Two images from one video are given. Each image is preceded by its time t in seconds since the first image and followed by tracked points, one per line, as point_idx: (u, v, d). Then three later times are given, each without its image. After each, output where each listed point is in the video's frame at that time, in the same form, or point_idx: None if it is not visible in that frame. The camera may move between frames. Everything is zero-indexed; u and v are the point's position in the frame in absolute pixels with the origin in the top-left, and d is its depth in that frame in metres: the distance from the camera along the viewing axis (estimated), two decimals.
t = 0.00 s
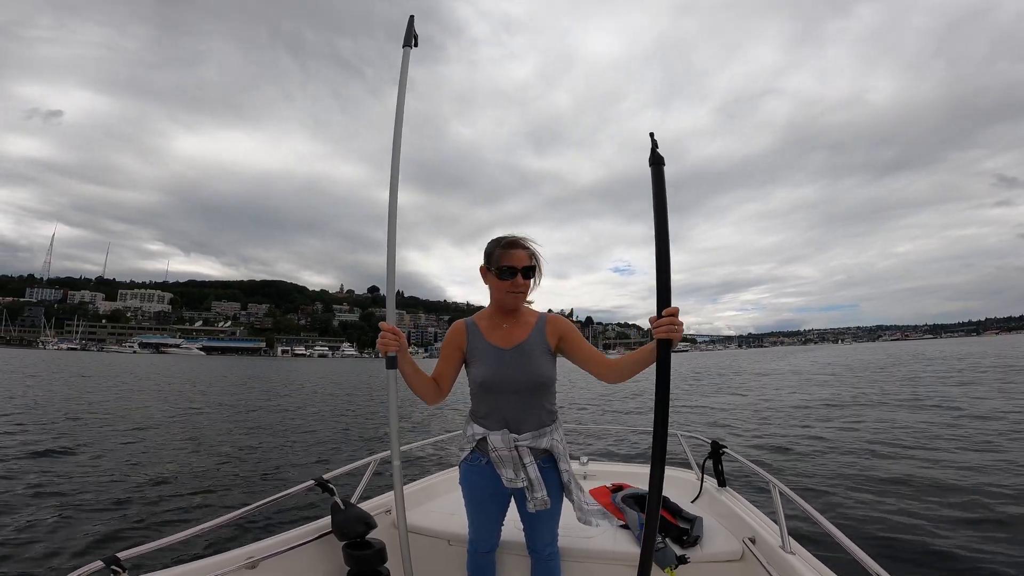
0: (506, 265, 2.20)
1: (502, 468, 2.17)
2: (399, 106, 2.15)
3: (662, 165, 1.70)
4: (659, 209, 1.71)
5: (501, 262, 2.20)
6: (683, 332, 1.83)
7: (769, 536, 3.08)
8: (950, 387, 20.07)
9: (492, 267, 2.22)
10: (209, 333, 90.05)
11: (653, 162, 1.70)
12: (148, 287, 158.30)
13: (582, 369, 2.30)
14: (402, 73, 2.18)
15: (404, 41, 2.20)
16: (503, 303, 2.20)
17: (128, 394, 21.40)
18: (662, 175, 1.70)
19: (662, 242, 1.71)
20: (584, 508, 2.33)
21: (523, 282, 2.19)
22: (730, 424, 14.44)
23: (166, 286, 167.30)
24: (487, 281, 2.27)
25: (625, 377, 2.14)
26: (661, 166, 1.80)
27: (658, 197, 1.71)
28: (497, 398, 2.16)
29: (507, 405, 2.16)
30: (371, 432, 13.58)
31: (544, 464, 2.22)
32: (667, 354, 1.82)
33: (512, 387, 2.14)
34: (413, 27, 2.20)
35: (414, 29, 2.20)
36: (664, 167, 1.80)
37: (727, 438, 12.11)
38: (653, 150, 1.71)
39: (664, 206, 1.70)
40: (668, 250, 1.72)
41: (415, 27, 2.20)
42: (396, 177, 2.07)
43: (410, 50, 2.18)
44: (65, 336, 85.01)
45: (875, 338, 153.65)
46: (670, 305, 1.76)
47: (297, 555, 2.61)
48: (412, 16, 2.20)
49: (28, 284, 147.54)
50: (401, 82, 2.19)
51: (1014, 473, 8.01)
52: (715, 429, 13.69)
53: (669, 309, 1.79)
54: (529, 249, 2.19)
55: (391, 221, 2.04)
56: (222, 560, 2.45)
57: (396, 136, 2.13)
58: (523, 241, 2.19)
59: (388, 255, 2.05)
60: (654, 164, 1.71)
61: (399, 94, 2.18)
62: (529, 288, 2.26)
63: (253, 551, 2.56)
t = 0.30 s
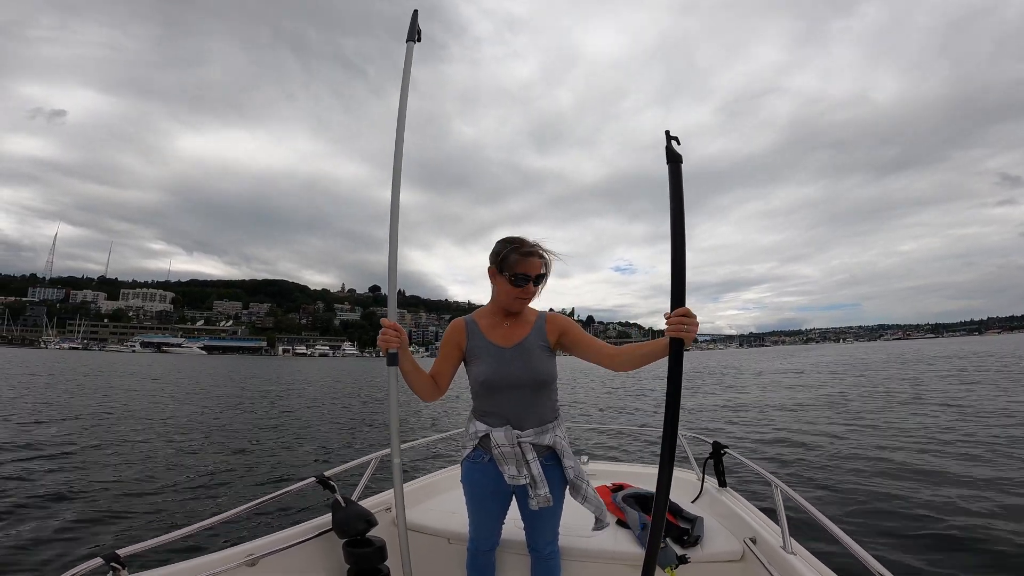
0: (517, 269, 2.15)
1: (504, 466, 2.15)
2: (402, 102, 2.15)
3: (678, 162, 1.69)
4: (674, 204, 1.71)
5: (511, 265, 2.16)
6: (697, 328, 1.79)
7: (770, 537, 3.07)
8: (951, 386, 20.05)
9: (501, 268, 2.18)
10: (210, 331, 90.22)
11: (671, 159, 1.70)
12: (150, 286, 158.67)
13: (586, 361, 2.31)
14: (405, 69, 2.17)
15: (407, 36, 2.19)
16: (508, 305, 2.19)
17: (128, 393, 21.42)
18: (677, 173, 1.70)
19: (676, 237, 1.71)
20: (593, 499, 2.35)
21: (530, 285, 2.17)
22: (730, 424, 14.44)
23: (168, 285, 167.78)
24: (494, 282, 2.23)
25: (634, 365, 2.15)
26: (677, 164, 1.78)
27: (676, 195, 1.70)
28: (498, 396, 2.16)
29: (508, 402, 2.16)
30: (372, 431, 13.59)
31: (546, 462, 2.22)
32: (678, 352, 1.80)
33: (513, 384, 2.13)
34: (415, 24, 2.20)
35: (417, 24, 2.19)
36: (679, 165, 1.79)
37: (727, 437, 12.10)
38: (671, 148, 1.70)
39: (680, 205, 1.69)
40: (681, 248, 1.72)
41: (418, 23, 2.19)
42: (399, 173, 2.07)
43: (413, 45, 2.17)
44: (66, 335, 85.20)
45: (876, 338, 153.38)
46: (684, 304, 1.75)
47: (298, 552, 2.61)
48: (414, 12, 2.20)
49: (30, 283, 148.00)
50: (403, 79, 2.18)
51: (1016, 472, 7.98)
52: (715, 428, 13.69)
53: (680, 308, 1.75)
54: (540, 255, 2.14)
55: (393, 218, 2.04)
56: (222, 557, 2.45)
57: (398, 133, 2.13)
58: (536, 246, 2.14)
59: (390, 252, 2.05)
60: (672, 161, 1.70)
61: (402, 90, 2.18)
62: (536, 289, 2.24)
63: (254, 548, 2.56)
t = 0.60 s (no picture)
0: (524, 268, 2.14)
1: (507, 464, 2.15)
2: (407, 100, 2.15)
3: (688, 163, 1.68)
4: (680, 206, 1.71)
5: (516, 263, 2.15)
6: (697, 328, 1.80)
7: (771, 536, 3.08)
8: (950, 386, 20.08)
9: (506, 265, 2.17)
10: (212, 330, 90.45)
11: (684, 162, 1.68)
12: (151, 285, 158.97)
13: (587, 364, 2.31)
14: (410, 67, 2.17)
15: (413, 34, 2.19)
16: (512, 303, 2.18)
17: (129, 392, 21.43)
18: (687, 174, 1.69)
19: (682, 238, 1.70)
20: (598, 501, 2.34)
21: (535, 283, 2.18)
22: (730, 423, 14.45)
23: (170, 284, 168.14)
24: (499, 279, 2.23)
25: (633, 369, 2.14)
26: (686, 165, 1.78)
27: (686, 197, 1.69)
28: (501, 393, 2.16)
29: (511, 400, 2.16)
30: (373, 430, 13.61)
31: (548, 460, 2.22)
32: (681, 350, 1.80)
33: (516, 381, 2.13)
34: (421, 22, 2.20)
35: (422, 22, 2.19)
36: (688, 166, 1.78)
37: (727, 437, 12.12)
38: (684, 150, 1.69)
39: (686, 205, 1.68)
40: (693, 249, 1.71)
41: (424, 21, 2.19)
42: (403, 170, 2.07)
43: (419, 42, 2.17)
44: (68, 334, 85.44)
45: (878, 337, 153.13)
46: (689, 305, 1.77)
47: (298, 551, 2.61)
48: (420, 10, 2.20)
49: (32, 282, 148.34)
50: (408, 76, 2.18)
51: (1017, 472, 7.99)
52: (714, 427, 13.71)
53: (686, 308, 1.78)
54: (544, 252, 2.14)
55: (397, 214, 2.04)
56: (221, 556, 2.45)
57: (404, 130, 2.13)
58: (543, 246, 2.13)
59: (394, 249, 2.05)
60: (685, 164, 1.68)
61: (406, 88, 2.18)
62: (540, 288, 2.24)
63: (253, 547, 2.56)
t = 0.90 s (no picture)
0: (523, 265, 2.16)
1: (505, 464, 2.16)
2: (404, 98, 2.15)
3: (669, 162, 1.70)
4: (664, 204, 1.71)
5: (515, 260, 2.17)
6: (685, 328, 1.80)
7: (771, 534, 3.08)
8: (952, 386, 20.06)
9: (504, 263, 2.18)
10: (214, 329, 90.64)
11: (662, 160, 1.70)
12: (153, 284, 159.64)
13: (584, 365, 2.31)
14: (408, 63, 2.17)
15: (410, 31, 2.19)
16: (511, 300, 2.19)
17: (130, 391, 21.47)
18: (668, 173, 1.70)
19: (668, 236, 1.70)
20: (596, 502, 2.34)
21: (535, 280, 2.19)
22: (731, 422, 14.46)
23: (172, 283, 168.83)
24: (497, 278, 2.25)
25: (627, 371, 2.15)
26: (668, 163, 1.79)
27: (664, 194, 1.71)
28: (500, 392, 2.16)
29: (510, 399, 2.16)
30: (374, 429, 13.63)
31: (546, 460, 2.22)
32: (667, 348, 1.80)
33: (516, 380, 2.13)
34: (418, 19, 2.20)
35: (419, 19, 2.19)
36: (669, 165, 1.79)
37: (728, 436, 12.11)
38: (663, 148, 1.70)
39: (670, 203, 1.69)
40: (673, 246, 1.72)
41: (420, 20, 2.19)
42: (401, 169, 2.07)
43: (416, 40, 2.17)
44: (71, 332, 85.69)
45: (880, 338, 152.88)
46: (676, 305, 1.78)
47: (302, 551, 2.62)
48: (417, 7, 2.20)
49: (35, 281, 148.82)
50: (406, 73, 2.19)
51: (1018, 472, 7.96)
52: (715, 427, 13.70)
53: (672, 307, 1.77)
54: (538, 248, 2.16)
55: (395, 213, 2.04)
56: (225, 556, 2.46)
57: (402, 129, 2.13)
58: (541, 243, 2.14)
59: (393, 248, 2.05)
60: (662, 163, 1.70)
61: (404, 86, 2.18)
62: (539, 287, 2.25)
63: (256, 547, 2.57)
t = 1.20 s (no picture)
0: (515, 261, 2.20)
1: (504, 467, 2.16)
2: (400, 100, 2.15)
3: (653, 166, 1.69)
4: (649, 209, 1.70)
5: (508, 257, 2.21)
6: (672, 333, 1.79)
7: (772, 534, 3.07)
8: (957, 386, 19.98)
9: (498, 261, 2.23)
10: (217, 329, 90.84)
11: (645, 164, 1.69)
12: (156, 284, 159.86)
13: (580, 373, 2.29)
14: (404, 65, 2.17)
15: (405, 33, 2.19)
16: (509, 300, 2.21)
17: (133, 391, 21.53)
18: (652, 177, 1.69)
19: (655, 241, 1.69)
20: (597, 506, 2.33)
21: (528, 278, 2.22)
22: (734, 423, 14.43)
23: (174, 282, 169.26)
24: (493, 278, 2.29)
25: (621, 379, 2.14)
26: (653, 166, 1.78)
27: (648, 198, 1.70)
28: (499, 396, 2.16)
29: (509, 403, 2.16)
30: (375, 429, 13.64)
31: (545, 463, 2.22)
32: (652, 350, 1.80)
33: (515, 384, 2.13)
34: (414, 21, 2.19)
35: (415, 21, 2.19)
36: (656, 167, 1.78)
37: (730, 437, 12.09)
38: (645, 152, 1.70)
39: (654, 208, 1.68)
40: (658, 250, 1.71)
41: (416, 20, 2.19)
42: (398, 172, 2.07)
43: (411, 42, 2.17)
44: (74, 331, 85.94)
45: (883, 338, 152.44)
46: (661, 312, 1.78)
47: (305, 552, 2.63)
48: (413, 9, 2.20)
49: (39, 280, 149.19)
50: (402, 75, 2.18)
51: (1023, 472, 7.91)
52: (718, 427, 13.68)
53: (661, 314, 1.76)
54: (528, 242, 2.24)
55: (392, 216, 2.04)
56: (229, 557, 2.46)
57: (398, 131, 2.13)
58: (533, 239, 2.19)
59: (390, 252, 2.06)
60: (645, 166, 1.69)
61: (400, 88, 2.18)
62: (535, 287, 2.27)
63: (260, 549, 2.57)
